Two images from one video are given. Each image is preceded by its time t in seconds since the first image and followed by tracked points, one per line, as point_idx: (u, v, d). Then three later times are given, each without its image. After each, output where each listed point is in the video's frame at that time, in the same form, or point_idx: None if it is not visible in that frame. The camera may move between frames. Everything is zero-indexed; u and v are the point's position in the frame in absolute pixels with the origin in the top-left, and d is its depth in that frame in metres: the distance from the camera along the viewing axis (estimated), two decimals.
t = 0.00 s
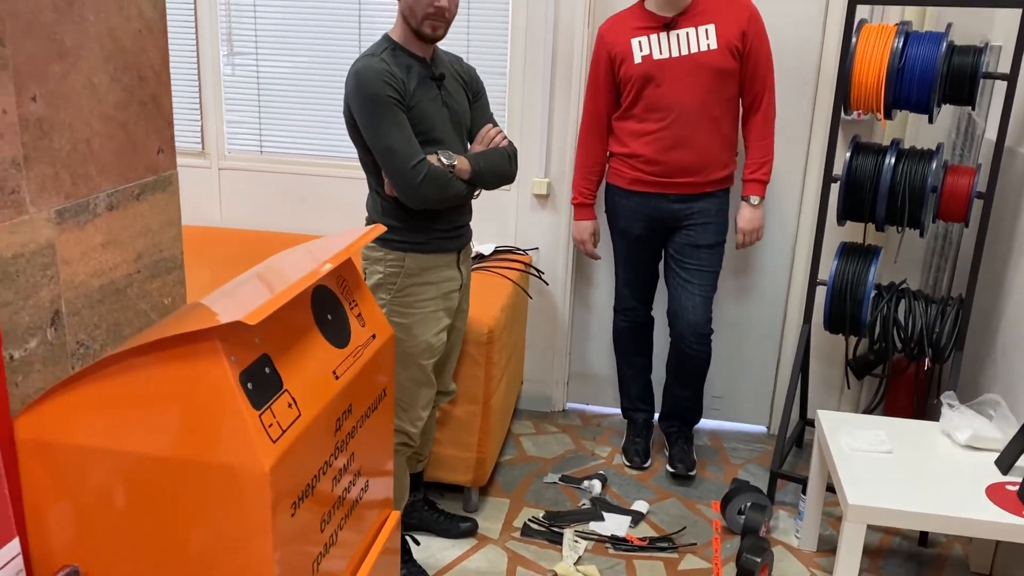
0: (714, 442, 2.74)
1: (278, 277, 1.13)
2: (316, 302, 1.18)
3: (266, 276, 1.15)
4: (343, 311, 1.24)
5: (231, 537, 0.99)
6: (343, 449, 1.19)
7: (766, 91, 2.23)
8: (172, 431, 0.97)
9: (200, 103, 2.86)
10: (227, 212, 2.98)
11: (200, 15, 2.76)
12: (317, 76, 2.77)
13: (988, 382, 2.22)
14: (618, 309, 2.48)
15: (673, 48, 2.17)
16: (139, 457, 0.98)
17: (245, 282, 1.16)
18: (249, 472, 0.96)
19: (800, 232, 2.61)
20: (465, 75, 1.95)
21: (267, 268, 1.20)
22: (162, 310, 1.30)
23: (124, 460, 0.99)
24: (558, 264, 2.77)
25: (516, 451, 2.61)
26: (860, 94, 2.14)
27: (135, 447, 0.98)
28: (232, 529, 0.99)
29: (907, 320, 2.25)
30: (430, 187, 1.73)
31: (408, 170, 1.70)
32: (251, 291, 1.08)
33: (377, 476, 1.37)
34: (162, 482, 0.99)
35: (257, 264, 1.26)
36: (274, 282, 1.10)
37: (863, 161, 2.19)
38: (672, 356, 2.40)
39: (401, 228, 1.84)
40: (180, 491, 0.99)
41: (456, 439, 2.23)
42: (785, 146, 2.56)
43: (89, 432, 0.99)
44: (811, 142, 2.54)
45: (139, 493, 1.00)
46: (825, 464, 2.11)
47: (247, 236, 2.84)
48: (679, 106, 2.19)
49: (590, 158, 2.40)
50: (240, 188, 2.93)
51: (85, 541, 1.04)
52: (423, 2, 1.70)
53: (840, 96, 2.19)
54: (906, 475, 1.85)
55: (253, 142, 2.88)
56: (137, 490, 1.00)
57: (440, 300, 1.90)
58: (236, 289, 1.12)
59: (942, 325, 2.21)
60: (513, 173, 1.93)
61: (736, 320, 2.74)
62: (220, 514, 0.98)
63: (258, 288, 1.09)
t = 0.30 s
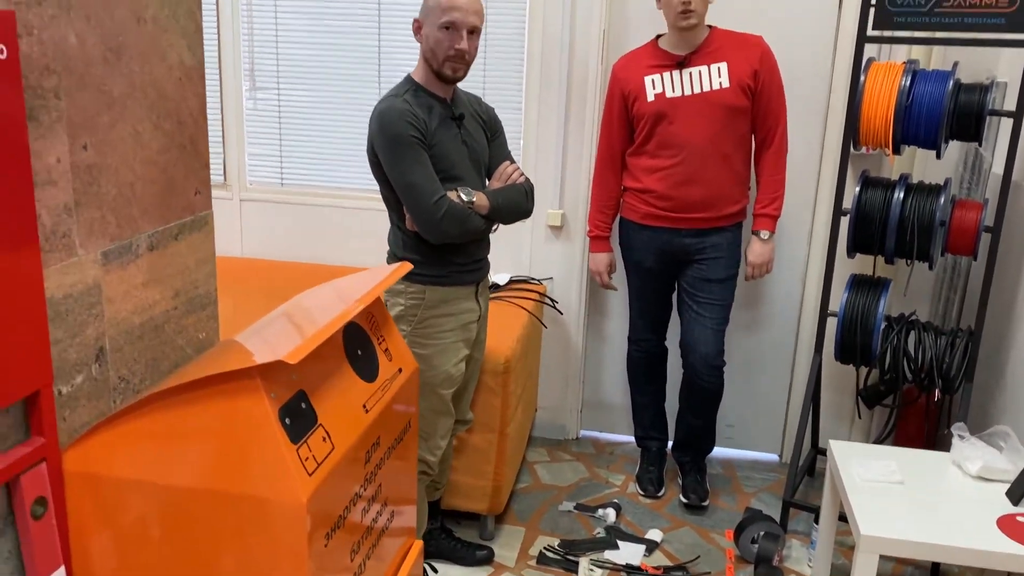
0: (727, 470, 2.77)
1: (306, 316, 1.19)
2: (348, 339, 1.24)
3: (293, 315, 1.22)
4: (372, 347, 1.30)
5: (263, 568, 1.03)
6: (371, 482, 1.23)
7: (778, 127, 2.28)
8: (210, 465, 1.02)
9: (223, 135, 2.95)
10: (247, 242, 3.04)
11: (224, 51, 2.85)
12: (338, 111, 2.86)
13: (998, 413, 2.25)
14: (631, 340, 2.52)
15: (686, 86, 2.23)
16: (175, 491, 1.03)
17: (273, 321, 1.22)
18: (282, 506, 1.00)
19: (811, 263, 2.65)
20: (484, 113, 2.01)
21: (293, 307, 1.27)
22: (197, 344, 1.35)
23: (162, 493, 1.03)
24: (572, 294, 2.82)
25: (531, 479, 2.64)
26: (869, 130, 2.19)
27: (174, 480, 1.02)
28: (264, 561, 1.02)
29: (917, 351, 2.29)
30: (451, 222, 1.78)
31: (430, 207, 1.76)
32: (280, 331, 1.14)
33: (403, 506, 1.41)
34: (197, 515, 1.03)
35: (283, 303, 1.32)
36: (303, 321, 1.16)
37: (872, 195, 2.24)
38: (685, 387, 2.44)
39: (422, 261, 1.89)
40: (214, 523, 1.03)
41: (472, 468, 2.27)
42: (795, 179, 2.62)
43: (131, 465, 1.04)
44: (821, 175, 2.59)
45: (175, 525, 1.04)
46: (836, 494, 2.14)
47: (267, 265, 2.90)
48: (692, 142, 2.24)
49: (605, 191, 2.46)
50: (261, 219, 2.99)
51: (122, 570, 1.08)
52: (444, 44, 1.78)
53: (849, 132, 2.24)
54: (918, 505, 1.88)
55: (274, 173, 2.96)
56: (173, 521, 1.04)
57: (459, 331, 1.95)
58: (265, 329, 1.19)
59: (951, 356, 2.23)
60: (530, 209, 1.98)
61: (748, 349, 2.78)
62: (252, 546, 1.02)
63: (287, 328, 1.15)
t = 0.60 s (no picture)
0: (739, 506, 2.77)
1: (328, 357, 1.23)
2: (371, 378, 1.28)
3: (312, 357, 1.26)
4: (393, 386, 1.33)
5: None
6: (393, 519, 1.26)
7: (789, 167, 2.31)
8: (239, 501, 1.05)
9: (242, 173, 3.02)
10: (264, 278, 3.09)
11: (243, 92, 2.93)
12: (354, 149, 2.92)
13: (1008, 450, 2.26)
14: (644, 376, 2.55)
15: (696, 127, 2.28)
16: (204, 526, 1.05)
17: (294, 363, 1.26)
18: (309, 542, 1.02)
19: (820, 299, 2.68)
20: (499, 155, 2.06)
21: (312, 349, 1.31)
22: (222, 383, 1.39)
23: (192, 529, 1.06)
24: (584, 330, 2.85)
25: (543, 515, 2.66)
26: (877, 170, 2.23)
27: (203, 516, 1.05)
28: None
29: (927, 388, 2.31)
30: (467, 261, 1.82)
31: (447, 245, 1.80)
32: (304, 372, 1.18)
33: (422, 543, 1.43)
34: (225, 551, 1.05)
35: (302, 346, 1.36)
36: (326, 362, 1.20)
37: (880, 234, 2.27)
38: (698, 424, 2.46)
39: (438, 298, 1.93)
40: (241, 558, 1.05)
41: (486, 503, 2.29)
42: (803, 217, 2.66)
43: (162, 501, 1.07)
44: (829, 213, 2.63)
45: (203, 561, 1.06)
46: (849, 530, 2.15)
47: (283, 301, 2.94)
48: (702, 182, 2.28)
49: (617, 229, 2.50)
50: (277, 255, 3.04)
51: None
52: (462, 89, 1.84)
53: (857, 172, 2.28)
54: (930, 542, 1.89)
55: (291, 210, 3.02)
56: (201, 557, 1.06)
57: (474, 366, 1.98)
58: (287, 371, 1.22)
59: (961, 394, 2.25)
60: (543, 247, 2.01)
61: (758, 385, 2.80)
62: None
63: (311, 368, 1.19)
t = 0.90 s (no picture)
0: (748, 544, 2.77)
1: (343, 394, 1.25)
2: (384, 414, 1.30)
3: (325, 395, 1.28)
4: (406, 422, 1.36)
5: None
6: (406, 555, 1.27)
7: (796, 208, 2.33)
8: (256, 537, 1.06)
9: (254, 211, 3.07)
10: (274, 314, 3.12)
11: (258, 131, 3.00)
12: (366, 188, 2.97)
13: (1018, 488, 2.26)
14: (652, 414, 2.56)
15: (703, 166, 2.32)
16: (221, 562, 1.07)
17: (308, 400, 1.28)
18: None
19: (827, 336, 2.70)
20: (510, 193, 2.10)
21: (324, 387, 1.33)
22: (238, 420, 1.41)
23: (209, 564, 1.07)
24: (592, 367, 2.87)
25: (552, 552, 2.65)
26: (881, 208, 2.26)
27: (220, 552, 1.07)
28: None
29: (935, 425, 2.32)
30: (478, 296, 1.84)
31: (458, 282, 1.82)
32: (319, 409, 1.21)
33: None
34: None
35: (314, 383, 1.39)
36: (341, 399, 1.22)
37: (886, 272, 2.30)
38: (707, 462, 2.46)
39: (449, 334, 1.95)
40: None
41: (495, 540, 2.29)
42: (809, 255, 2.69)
43: (179, 537, 1.09)
44: (835, 251, 2.66)
45: None
46: (858, 568, 2.14)
47: (294, 337, 2.97)
48: (709, 219, 2.31)
49: (624, 266, 2.53)
50: (288, 291, 3.08)
51: None
52: (472, 129, 1.88)
53: (862, 210, 2.31)
54: None
55: (302, 247, 3.06)
56: None
57: (484, 403, 2.00)
58: (301, 408, 1.25)
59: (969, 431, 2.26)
60: (553, 284, 2.04)
61: (766, 422, 2.81)
62: None
63: (326, 405, 1.21)
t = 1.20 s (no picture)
0: None
1: (347, 426, 1.26)
2: (390, 446, 1.30)
3: (329, 428, 1.28)
4: (411, 454, 1.36)
5: None
6: None
7: (800, 241, 2.34)
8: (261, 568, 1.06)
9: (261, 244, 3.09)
10: (279, 346, 3.13)
11: (265, 166, 3.03)
12: (371, 221, 2.99)
13: None
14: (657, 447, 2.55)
15: (704, 199, 2.34)
16: None
17: (312, 434, 1.28)
18: None
19: (832, 369, 2.70)
20: (514, 226, 2.11)
21: (328, 420, 1.33)
22: (243, 451, 1.41)
23: None
24: (596, 400, 2.86)
25: None
26: (884, 241, 2.28)
27: None
28: None
29: (942, 458, 2.30)
30: (482, 327, 1.85)
31: (462, 313, 1.83)
32: (324, 441, 1.21)
33: None
34: None
35: (318, 416, 1.39)
36: (346, 431, 1.23)
37: (891, 305, 2.29)
38: (712, 496, 2.45)
39: (453, 366, 1.96)
40: None
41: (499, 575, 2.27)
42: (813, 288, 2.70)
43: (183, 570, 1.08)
44: (839, 284, 2.67)
45: None
46: None
47: (299, 369, 2.97)
48: (711, 252, 2.33)
49: (628, 299, 2.53)
50: (293, 324, 3.09)
51: None
52: (478, 163, 1.90)
53: (865, 243, 2.32)
54: None
55: (308, 280, 3.08)
56: None
57: (489, 436, 2.00)
58: (306, 442, 1.25)
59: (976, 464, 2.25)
60: (558, 316, 2.05)
61: (772, 456, 2.80)
62: None
63: (331, 438, 1.21)
